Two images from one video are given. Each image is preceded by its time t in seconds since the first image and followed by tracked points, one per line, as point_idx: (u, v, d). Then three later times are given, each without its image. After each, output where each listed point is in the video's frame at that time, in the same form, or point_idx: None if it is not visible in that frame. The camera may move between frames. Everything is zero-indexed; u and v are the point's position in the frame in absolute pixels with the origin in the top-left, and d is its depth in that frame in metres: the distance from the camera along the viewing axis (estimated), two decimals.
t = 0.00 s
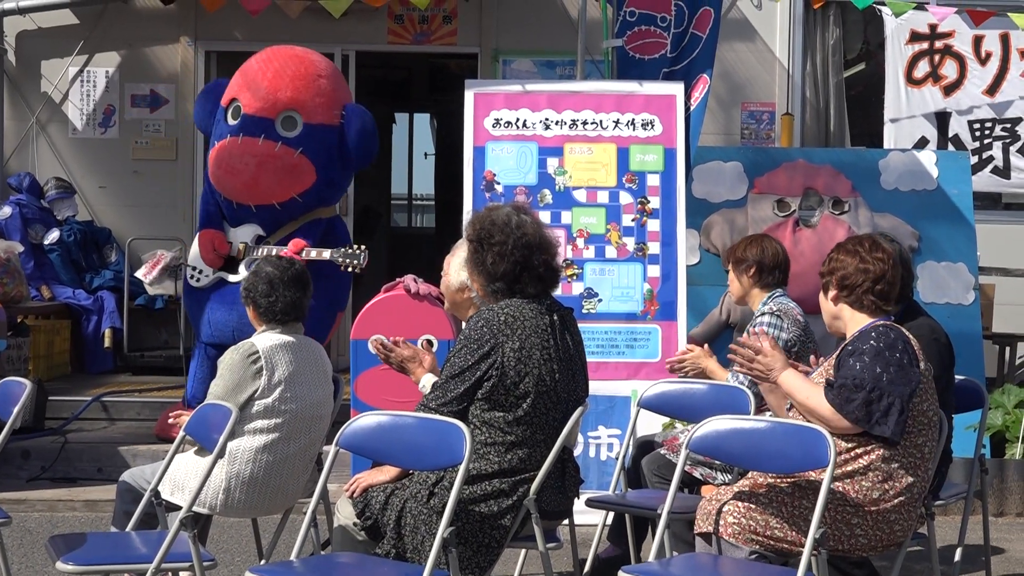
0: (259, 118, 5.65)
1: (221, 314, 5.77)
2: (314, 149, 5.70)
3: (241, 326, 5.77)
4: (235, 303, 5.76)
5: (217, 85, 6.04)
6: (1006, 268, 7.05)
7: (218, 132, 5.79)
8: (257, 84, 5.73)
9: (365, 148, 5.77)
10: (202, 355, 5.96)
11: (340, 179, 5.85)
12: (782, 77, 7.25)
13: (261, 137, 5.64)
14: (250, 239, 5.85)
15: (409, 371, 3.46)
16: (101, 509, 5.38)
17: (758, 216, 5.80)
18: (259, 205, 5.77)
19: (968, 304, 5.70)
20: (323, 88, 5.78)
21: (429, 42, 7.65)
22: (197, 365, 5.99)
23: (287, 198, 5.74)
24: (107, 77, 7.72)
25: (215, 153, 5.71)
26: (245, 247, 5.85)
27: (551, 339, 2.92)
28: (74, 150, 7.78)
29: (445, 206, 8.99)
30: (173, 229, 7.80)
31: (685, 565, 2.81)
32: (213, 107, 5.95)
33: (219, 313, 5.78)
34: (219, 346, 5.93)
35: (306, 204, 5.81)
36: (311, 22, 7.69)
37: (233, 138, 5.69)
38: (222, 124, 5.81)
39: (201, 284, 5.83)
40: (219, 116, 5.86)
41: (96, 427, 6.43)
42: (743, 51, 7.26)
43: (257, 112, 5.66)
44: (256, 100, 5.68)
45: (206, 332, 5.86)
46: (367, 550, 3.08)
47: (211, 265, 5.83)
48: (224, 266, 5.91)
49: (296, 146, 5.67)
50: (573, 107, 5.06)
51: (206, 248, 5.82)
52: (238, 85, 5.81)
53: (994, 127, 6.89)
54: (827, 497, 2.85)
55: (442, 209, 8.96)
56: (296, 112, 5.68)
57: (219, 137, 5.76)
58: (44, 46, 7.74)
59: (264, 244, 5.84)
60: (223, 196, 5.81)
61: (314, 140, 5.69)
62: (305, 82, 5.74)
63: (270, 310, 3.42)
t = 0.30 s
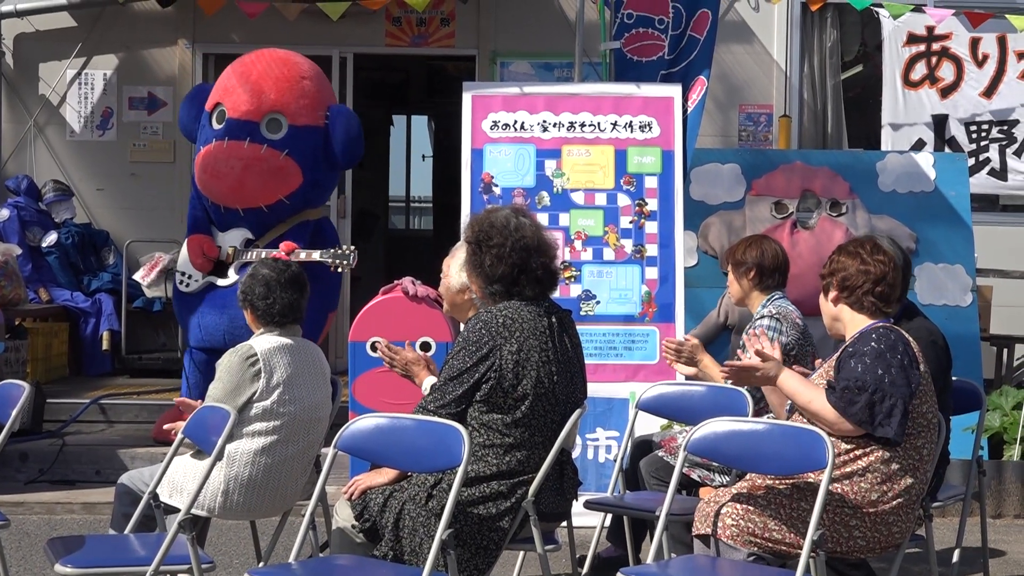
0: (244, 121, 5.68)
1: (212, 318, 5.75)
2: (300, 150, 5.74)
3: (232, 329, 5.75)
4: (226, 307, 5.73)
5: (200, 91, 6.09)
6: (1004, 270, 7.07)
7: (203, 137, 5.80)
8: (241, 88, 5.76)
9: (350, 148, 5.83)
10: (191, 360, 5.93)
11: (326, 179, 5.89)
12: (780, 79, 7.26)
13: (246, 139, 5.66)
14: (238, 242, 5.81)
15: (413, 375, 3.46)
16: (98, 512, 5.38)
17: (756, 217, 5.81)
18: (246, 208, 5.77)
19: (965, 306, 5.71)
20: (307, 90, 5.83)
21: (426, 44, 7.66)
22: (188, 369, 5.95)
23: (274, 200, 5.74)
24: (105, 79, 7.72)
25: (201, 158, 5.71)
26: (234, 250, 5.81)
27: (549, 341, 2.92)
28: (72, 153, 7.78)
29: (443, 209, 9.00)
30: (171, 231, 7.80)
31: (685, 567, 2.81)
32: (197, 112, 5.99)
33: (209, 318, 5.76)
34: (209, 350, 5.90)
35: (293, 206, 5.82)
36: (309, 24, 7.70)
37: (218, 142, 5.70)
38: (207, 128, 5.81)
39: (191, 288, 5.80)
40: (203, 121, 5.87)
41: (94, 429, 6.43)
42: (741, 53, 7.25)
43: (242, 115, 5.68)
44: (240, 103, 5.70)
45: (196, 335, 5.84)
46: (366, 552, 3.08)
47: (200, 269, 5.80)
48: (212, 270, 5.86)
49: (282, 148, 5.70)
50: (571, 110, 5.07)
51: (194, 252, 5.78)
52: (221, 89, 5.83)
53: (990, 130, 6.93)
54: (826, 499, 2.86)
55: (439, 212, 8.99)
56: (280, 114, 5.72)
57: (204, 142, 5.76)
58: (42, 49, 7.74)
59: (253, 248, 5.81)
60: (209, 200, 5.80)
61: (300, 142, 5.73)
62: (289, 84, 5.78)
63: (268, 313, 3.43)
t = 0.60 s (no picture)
0: (211, 121, 5.72)
1: (197, 322, 5.75)
2: (269, 144, 5.76)
3: (219, 333, 5.74)
4: (210, 310, 5.73)
5: (168, 99, 6.17)
6: (1001, 271, 7.08)
7: (173, 142, 5.85)
8: (205, 90, 5.81)
9: (319, 138, 5.85)
10: (179, 368, 5.92)
11: (297, 174, 5.92)
12: (778, 81, 7.26)
13: (214, 139, 5.69)
14: (218, 243, 5.84)
15: (413, 378, 3.47)
16: (97, 516, 5.38)
17: (755, 220, 5.82)
18: (220, 208, 5.77)
19: (963, 308, 5.71)
20: (270, 85, 5.87)
21: (425, 47, 7.66)
22: (177, 378, 5.95)
23: (248, 197, 5.76)
24: (104, 83, 7.72)
25: (172, 162, 5.75)
26: (214, 252, 5.83)
27: (548, 344, 2.92)
28: (70, 156, 7.78)
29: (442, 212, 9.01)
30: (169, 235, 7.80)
31: (683, 570, 2.81)
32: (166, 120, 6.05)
33: (195, 322, 5.76)
34: (195, 356, 5.88)
35: (267, 201, 5.84)
36: (307, 27, 7.70)
37: (187, 145, 5.74)
38: (175, 133, 5.88)
39: (172, 293, 5.80)
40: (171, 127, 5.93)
41: (92, 433, 6.42)
42: (739, 56, 7.26)
43: (208, 116, 5.73)
44: (206, 104, 5.75)
45: (179, 341, 5.83)
46: (364, 555, 3.06)
47: (180, 272, 5.80)
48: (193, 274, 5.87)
49: (250, 144, 5.73)
50: (569, 112, 5.07)
51: (173, 256, 5.80)
52: (187, 93, 5.90)
53: (989, 131, 6.92)
54: (826, 501, 2.86)
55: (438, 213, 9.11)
56: (246, 110, 5.75)
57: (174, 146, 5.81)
58: (40, 52, 7.74)
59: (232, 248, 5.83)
60: (184, 204, 5.82)
61: (269, 136, 5.76)
62: (250, 81, 5.83)
63: (265, 317, 3.43)
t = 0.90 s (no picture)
0: (196, 124, 5.77)
1: (188, 326, 5.74)
2: (254, 145, 5.79)
3: (210, 335, 5.72)
4: (201, 312, 5.73)
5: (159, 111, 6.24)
6: (1001, 271, 7.08)
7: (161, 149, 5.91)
8: (190, 96, 5.87)
9: (303, 136, 5.85)
10: (174, 373, 5.89)
11: (285, 175, 5.94)
12: (777, 82, 7.26)
13: (200, 142, 5.73)
14: (209, 247, 5.86)
15: (413, 375, 3.44)
16: (97, 518, 5.38)
17: (754, 221, 5.82)
18: (209, 211, 5.80)
19: (963, 308, 5.71)
20: (254, 87, 5.91)
21: (424, 49, 7.67)
22: (173, 384, 5.91)
23: (235, 199, 5.78)
24: (103, 86, 7.73)
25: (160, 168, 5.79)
26: (205, 254, 5.85)
27: (547, 345, 2.92)
28: (69, 159, 7.78)
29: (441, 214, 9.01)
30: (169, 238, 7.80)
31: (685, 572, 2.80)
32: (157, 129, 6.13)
33: (186, 327, 5.75)
34: (190, 362, 5.85)
35: (254, 203, 5.85)
36: (306, 29, 7.71)
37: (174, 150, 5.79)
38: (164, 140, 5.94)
39: (167, 299, 5.83)
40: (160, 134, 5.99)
41: (92, 436, 6.41)
42: (739, 57, 7.27)
43: (193, 120, 5.78)
44: (191, 109, 5.82)
45: (172, 345, 5.81)
46: (364, 558, 3.06)
47: (174, 277, 5.84)
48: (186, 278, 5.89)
49: (235, 145, 5.75)
50: (569, 113, 5.07)
51: (167, 260, 5.83)
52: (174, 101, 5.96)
53: (987, 132, 6.91)
54: (826, 502, 2.85)
55: (437, 215, 9.13)
56: (230, 112, 5.80)
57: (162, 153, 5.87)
58: (39, 55, 7.74)
59: (223, 249, 5.84)
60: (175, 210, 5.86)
61: (253, 137, 5.78)
62: (233, 83, 5.87)
63: (263, 319, 3.43)
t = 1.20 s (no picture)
0: (206, 126, 5.80)
1: (190, 327, 5.73)
2: (263, 148, 5.79)
3: (209, 337, 5.72)
4: (203, 314, 5.71)
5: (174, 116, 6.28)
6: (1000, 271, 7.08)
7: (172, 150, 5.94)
8: (202, 99, 5.91)
9: (313, 142, 5.85)
10: (175, 376, 5.88)
11: (295, 180, 5.95)
12: (776, 82, 7.27)
13: (209, 143, 5.75)
14: (216, 250, 5.85)
15: (409, 371, 3.46)
16: (97, 520, 5.37)
17: (753, 221, 5.82)
18: (215, 212, 5.80)
19: (963, 308, 5.71)
20: (266, 91, 5.92)
21: (422, 50, 7.67)
22: (174, 387, 5.91)
23: (242, 200, 5.77)
24: (101, 87, 7.72)
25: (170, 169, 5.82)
26: (210, 257, 5.86)
27: (547, 345, 2.92)
28: (69, 161, 7.78)
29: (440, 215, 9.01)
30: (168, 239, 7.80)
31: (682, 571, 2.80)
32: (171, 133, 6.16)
33: (188, 330, 5.74)
34: (190, 365, 5.85)
35: (262, 206, 5.85)
36: (304, 30, 7.71)
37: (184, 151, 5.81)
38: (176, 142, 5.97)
39: (169, 301, 5.82)
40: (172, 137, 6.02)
41: (91, 438, 6.41)
42: (737, 57, 7.28)
43: (204, 122, 5.81)
44: (202, 111, 5.85)
45: (173, 347, 5.81)
46: (363, 559, 3.05)
47: (178, 278, 5.85)
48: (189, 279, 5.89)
49: (244, 147, 5.75)
50: (567, 114, 5.07)
51: (172, 261, 5.83)
52: (188, 104, 6.00)
53: (986, 132, 6.90)
54: (826, 502, 2.85)
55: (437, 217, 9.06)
56: (241, 114, 5.81)
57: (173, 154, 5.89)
58: (38, 57, 7.74)
59: (228, 252, 5.84)
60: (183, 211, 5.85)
61: (262, 140, 5.78)
62: (246, 87, 5.89)
63: (262, 321, 3.42)
